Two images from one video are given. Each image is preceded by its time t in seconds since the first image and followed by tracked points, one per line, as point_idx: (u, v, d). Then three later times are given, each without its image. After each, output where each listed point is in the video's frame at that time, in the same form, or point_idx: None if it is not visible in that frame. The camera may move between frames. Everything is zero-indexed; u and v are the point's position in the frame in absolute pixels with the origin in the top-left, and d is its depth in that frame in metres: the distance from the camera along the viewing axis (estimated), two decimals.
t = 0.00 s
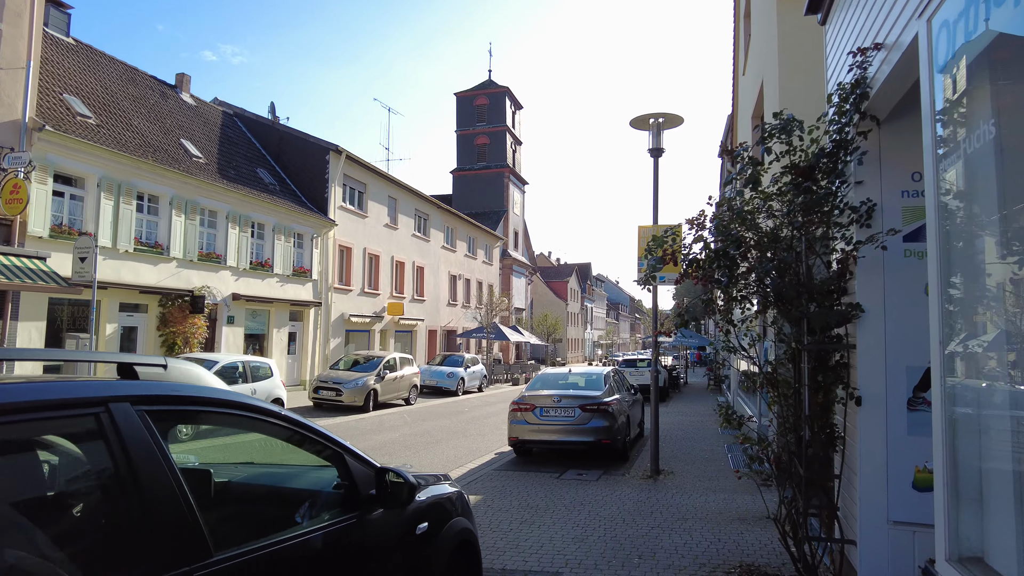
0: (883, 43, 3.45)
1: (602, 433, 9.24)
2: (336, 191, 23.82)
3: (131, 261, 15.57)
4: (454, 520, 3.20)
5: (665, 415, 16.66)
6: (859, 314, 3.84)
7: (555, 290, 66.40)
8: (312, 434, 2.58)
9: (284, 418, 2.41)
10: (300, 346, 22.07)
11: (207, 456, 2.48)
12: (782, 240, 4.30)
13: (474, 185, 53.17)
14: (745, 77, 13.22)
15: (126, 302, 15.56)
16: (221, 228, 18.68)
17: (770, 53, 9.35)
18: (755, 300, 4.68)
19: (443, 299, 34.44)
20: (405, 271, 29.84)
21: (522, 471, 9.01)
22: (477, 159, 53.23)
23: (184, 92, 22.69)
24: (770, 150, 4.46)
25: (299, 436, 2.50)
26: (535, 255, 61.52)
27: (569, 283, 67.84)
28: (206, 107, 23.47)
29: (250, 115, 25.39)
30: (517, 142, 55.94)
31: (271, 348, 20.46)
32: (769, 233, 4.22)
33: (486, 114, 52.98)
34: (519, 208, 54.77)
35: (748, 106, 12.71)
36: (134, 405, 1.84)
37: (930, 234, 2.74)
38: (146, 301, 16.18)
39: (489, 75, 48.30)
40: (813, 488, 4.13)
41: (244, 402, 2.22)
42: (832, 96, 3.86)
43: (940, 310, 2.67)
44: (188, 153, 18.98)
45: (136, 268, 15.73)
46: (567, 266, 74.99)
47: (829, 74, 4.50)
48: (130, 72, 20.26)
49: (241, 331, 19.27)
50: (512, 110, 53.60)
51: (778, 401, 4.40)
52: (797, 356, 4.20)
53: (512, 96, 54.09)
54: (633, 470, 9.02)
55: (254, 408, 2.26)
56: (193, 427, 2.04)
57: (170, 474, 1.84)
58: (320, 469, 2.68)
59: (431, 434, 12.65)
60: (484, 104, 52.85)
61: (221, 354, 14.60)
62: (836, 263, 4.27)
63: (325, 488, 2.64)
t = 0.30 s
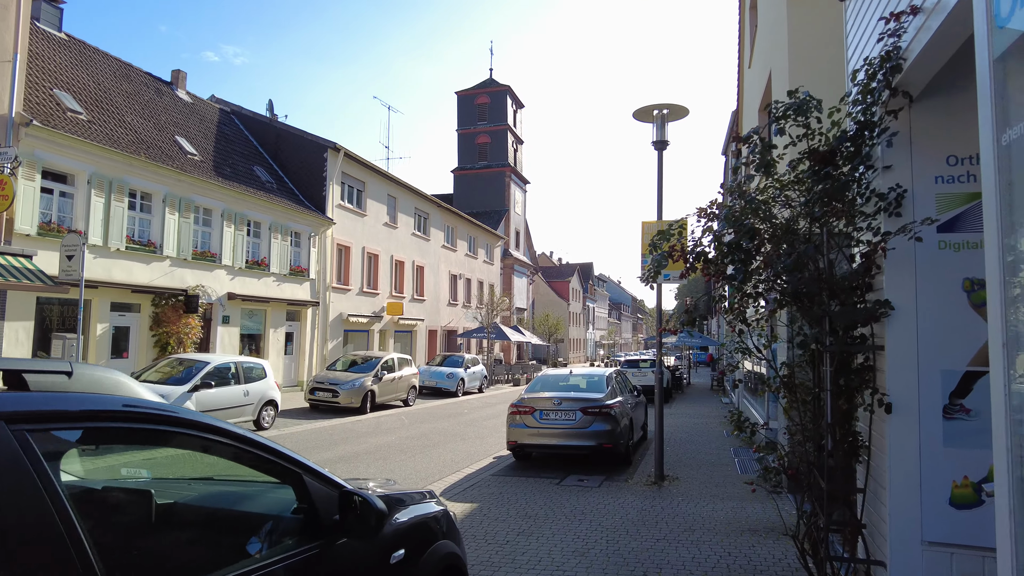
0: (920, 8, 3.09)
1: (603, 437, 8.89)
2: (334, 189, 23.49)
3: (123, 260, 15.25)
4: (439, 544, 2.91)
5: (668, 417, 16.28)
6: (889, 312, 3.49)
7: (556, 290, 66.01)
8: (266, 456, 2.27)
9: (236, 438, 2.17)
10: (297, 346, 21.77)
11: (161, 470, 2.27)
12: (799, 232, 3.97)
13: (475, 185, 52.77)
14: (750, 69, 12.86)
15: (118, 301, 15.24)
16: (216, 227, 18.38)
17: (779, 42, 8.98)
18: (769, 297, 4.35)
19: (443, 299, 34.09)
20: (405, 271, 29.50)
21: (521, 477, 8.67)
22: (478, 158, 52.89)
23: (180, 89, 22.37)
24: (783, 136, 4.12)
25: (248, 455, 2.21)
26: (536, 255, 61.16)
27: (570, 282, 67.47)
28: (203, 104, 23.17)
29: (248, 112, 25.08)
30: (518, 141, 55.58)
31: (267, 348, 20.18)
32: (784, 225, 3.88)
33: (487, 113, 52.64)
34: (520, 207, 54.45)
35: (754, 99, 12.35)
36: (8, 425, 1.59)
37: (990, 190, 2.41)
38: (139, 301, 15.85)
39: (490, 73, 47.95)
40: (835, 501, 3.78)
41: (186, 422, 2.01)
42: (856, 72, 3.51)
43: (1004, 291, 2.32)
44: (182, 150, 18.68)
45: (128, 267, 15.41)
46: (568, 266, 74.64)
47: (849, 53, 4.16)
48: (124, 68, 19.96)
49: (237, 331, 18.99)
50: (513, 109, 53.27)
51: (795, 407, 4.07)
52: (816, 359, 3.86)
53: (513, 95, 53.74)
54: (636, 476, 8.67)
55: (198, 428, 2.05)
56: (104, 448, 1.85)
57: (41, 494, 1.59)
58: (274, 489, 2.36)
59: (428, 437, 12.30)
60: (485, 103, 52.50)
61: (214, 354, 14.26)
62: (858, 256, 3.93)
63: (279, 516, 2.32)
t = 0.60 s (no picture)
0: None
1: (606, 440, 8.51)
2: (331, 185, 23.13)
3: (113, 256, 14.90)
4: (419, 571, 2.67)
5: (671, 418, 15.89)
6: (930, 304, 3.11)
7: (557, 289, 65.59)
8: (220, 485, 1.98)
9: (195, 466, 1.92)
10: (293, 346, 21.40)
11: (101, 486, 1.81)
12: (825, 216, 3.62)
13: (475, 183, 52.36)
14: (757, 60, 12.46)
15: (109, 299, 14.88)
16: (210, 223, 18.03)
17: (790, 26, 8.57)
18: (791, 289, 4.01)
19: (443, 298, 33.71)
20: (404, 269, 29.13)
21: (519, 482, 8.30)
22: (478, 156, 52.51)
23: (175, 84, 22.00)
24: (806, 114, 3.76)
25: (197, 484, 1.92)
26: (537, 254, 60.75)
27: (572, 282, 67.06)
28: (198, 99, 22.81)
29: (245, 108, 24.74)
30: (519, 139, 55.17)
31: (262, 347, 19.89)
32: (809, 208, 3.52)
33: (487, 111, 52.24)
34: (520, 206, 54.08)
35: (760, 91, 11.98)
36: None
37: None
38: (130, 298, 15.49)
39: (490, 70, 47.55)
40: (866, 516, 3.40)
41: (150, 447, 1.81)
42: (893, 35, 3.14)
43: None
44: (176, 145, 18.33)
45: (119, 264, 15.05)
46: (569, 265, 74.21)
47: (881, 24, 3.80)
48: (118, 62, 19.59)
49: (231, 330, 18.66)
50: (513, 107, 52.89)
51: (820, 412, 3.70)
52: (844, 358, 3.49)
53: (513, 93, 53.33)
54: (640, 481, 8.29)
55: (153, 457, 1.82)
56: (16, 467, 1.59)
57: None
58: (210, 512, 1.99)
59: (424, 439, 11.91)
60: (486, 100, 52.10)
61: (205, 352, 13.89)
62: (891, 244, 3.57)
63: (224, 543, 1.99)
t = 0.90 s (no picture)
0: None
1: (606, 440, 8.14)
2: (327, 181, 22.76)
3: (101, 251, 14.54)
4: None
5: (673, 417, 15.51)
6: (976, 289, 2.75)
7: (557, 287, 65.22)
8: (125, 507, 1.75)
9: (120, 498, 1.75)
10: (288, 344, 21.05)
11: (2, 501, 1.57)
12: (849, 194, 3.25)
13: (475, 180, 51.97)
14: (763, 49, 12.08)
15: (96, 295, 14.53)
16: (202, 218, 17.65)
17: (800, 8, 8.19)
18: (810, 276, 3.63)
19: (441, 296, 33.33)
20: (401, 267, 28.76)
21: (515, 484, 7.93)
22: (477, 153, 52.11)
23: (168, 77, 21.60)
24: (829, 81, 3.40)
25: (100, 507, 1.69)
26: (537, 253, 60.38)
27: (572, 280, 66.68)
28: (192, 93, 22.42)
29: (240, 102, 24.35)
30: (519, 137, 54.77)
31: (256, 345, 19.52)
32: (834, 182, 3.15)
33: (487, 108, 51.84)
34: (520, 204, 53.70)
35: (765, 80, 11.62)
36: None
37: None
38: (118, 295, 15.12)
39: (490, 66, 47.14)
40: (898, 529, 3.02)
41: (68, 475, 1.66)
42: None
43: None
44: (167, 138, 17.95)
45: (106, 259, 14.69)
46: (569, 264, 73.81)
47: None
48: (108, 54, 19.19)
49: (224, 327, 18.33)
50: (513, 104, 52.51)
51: (843, 411, 3.33)
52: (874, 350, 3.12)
53: (513, 90, 52.92)
54: (641, 483, 7.93)
55: (55, 480, 1.64)
56: None
57: None
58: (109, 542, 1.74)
59: (418, 439, 11.55)
60: (485, 97, 51.69)
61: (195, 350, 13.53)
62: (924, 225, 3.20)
63: None
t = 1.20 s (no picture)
0: None
1: (603, 443, 7.75)
2: (321, 177, 22.36)
3: (86, 249, 14.17)
4: None
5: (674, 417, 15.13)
6: None
7: (556, 285, 64.83)
8: None
9: None
10: (281, 343, 20.67)
11: None
12: (873, 166, 2.86)
13: (473, 178, 51.54)
14: (766, 35, 11.66)
15: (81, 294, 14.15)
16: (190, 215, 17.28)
17: None
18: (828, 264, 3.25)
19: (438, 294, 32.94)
20: (398, 265, 28.36)
21: (508, 489, 7.56)
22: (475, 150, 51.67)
23: (158, 72, 21.18)
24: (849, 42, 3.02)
25: None
26: (536, 250, 59.94)
27: (571, 278, 66.38)
28: (182, 88, 22.01)
29: (232, 97, 23.95)
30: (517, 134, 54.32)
31: (248, 344, 19.15)
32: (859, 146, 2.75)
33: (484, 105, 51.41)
34: (519, 201, 53.29)
35: (769, 69, 11.22)
36: None
37: None
38: (104, 293, 14.72)
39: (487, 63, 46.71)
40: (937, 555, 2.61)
41: None
42: None
43: None
44: (156, 134, 17.56)
45: (91, 257, 14.30)
46: (569, 262, 73.44)
47: None
48: (96, 48, 18.77)
49: (214, 326, 17.96)
50: (511, 101, 52.09)
51: (867, 416, 2.93)
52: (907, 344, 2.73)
53: (511, 86, 52.48)
54: (641, 488, 7.53)
55: None
56: None
57: None
58: None
59: (410, 441, 11.16)
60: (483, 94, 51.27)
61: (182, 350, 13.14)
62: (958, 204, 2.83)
63: None
